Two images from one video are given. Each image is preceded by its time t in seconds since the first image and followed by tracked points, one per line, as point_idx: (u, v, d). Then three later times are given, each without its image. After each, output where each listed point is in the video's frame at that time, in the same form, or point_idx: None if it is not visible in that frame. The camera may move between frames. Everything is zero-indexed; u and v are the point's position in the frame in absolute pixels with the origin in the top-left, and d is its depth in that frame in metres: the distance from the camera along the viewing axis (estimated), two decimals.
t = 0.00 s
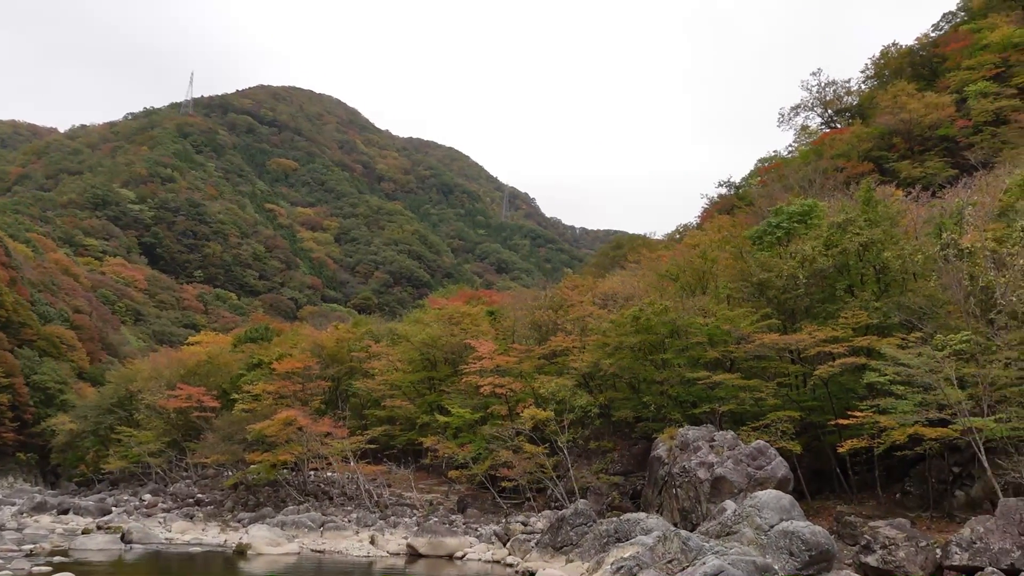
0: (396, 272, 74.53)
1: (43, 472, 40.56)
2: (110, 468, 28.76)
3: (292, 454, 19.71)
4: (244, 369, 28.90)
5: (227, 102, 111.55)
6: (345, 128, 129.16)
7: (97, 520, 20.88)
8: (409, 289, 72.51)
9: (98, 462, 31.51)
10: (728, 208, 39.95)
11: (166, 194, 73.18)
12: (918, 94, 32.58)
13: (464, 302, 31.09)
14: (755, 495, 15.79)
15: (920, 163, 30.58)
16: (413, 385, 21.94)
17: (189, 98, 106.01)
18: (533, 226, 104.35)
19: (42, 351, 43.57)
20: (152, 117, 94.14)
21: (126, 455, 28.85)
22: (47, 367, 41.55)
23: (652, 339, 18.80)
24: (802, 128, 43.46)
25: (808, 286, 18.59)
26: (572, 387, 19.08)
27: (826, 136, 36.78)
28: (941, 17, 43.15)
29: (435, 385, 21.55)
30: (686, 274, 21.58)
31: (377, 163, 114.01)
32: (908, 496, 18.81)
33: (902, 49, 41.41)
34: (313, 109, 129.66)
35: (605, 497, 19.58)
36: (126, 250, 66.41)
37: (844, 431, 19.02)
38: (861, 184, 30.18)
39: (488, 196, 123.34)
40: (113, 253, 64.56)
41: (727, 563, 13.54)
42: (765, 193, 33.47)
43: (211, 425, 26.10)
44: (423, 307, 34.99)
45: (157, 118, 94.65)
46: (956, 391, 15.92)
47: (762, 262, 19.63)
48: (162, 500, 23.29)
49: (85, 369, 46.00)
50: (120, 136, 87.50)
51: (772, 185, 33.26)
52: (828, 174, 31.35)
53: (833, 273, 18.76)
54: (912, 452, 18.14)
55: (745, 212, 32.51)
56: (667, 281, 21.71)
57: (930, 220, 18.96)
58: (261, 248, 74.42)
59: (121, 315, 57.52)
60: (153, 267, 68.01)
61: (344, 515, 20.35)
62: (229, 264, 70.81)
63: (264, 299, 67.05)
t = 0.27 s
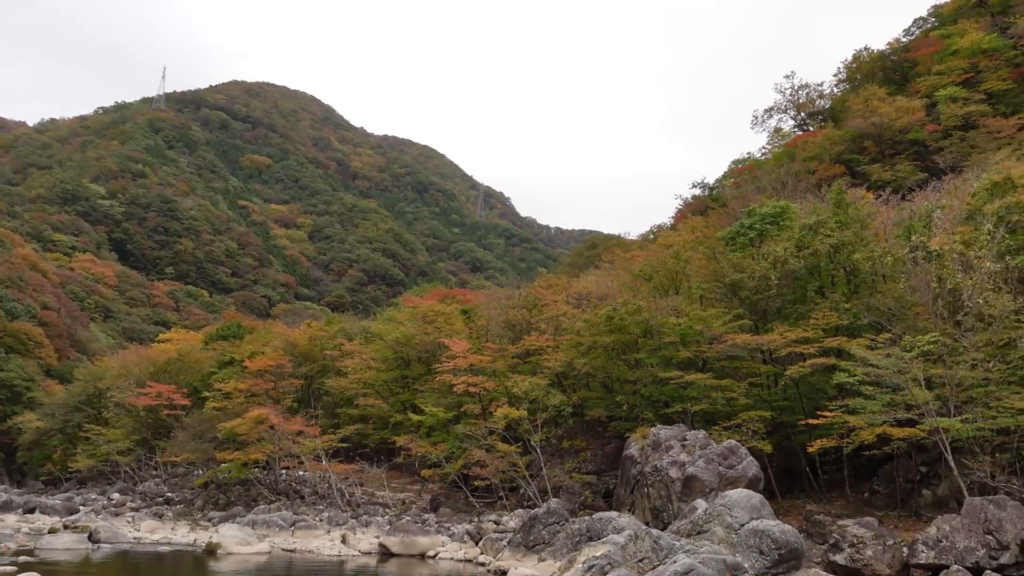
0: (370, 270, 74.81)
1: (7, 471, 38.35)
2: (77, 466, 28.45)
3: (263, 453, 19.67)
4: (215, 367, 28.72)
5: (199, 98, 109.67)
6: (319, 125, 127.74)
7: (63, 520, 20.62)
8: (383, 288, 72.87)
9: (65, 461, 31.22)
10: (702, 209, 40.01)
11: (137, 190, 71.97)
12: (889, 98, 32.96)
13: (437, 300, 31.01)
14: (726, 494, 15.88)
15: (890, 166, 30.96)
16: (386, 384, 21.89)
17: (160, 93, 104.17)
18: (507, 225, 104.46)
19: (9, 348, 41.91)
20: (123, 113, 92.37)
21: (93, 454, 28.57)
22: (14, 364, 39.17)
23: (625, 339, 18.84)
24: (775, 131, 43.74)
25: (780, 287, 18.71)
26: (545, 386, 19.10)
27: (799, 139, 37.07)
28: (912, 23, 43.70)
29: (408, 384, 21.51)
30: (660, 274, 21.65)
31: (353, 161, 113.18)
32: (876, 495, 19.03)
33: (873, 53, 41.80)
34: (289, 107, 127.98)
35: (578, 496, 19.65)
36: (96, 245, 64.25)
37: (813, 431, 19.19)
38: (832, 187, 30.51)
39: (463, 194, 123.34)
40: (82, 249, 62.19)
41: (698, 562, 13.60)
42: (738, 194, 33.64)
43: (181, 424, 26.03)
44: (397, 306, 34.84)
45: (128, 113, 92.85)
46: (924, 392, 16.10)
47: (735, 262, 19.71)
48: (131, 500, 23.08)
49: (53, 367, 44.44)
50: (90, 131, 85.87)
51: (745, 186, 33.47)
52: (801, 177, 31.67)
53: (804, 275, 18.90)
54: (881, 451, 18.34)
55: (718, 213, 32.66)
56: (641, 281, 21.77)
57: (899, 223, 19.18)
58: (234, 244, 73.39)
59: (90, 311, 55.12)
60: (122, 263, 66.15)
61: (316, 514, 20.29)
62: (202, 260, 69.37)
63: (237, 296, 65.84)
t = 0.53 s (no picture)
0: (348, 269, 73.57)
1: None
2: (47, 465, 28.12)
3: (237, 451, 19.61)
4: (189, 365, 28.69)
5: (175, 92, 107.93)
6: (296, 123, 126.57)
7: (32, 520, 20.39)
8: (360, 287, 71.07)
9: (35, 460, 30.96)
10: (678, 210, 39.84)
11: (110, 186, 70.73)
12: (863, 102, 33.26)
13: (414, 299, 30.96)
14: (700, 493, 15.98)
15: (864, 169, 31.28)
16: (362, 383, 21.90)
17: (135, 88, 102.78)
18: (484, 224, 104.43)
19: None
20: (98, 107, 90.91)
21: (64, 453, 28.24)
22: None
23: (602, 338, 18.91)
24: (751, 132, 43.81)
25: (755, 288, 18.83)
26: (521, 385, 19.14)
27: (775, 141, 37.24)
28: (886, 28, 44.28)
29: (384, 383, 21.50)
30: (636, 274, 21.67)
31: (329, 160, 112.51)
32: (847, 495, 19.18)
33: (848, 57, 42.19)
34: (265, 104, 126.27)
35: (553, 495, 19.70)
36: (68, 241, 63.14)
37: (787, 430, 19.34)
38: (806, 189, 30.67)
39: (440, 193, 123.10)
40: (54, 246, 61.02)
41: (671, 561, 13.65)
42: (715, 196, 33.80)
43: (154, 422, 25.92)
44: (374, 305, 34.65)
45: (102, 107, 91.33)
46: (895, 392, 16.23)
47: (710, 263, 19.82)
48: (102, 499, 22.88)
49: (22, 364, 43.47)
50: (62, 126, 84.61)
51: (721, 188, 33.59)
52: (775, 179, 31.81)
53: (778, 276, 19.04)
54: (853, 451, 18.51)
55: (694, 213, 32.80)
56: (617, 281, 21.81)
57: (872, 225, 19.38)
58: (209, 241, 72.67)
59: (61, 308, 54.13)
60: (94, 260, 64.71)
61: (290, 514, 20.24)
62: (176, 257, 68.49)
63: (212, 294, 65.18)
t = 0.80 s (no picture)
0: (326, 267, 72.91)
1: None
2: (20, 465, 27.79)
3: (212, 451, 19.58)
4: (165, 364, 28.82)
5: (152, 88, 106.25)
6: (274, 120, 125.43)
7: (4, 520, 20.19)
8: (338, 286, 70.93)
9: (7, 460, 30.65)
10: (657, 211, 39.88)
11: (85, 182, 69.37)
12: (841, 104, 33.51)
13: (393, 297, 30.85)
14: (676, 492, 16.05)
15: (840, 171, 31.56)
16: (339, 382, 21.90)
17: (111, 84, 101.42)
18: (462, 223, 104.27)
19: None
20: (73, 103, 89.48)
21: (37, 452, 27.92)
22: None
23: (580, 338, 18.96)
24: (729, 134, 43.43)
25: (732, 289, 18.91)
26: (499, 385, 19.16)
27: (752, 142, 37.16)
28: (863, 32, 44.75)
29: (362, 382, 21.48)
30: (615, 274, 21.68)
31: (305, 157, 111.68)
32: (822, 494, 19.31)
33: (826, 60, 42.49)
34: (243, 101, 124.45)
35: (531, 495, 19.72)
36: (41, 238, 62.06)
37: (763, 430, 19.45)
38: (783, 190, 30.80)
39: (418, 191, 122.80)
40: (27, 243, 59.97)
41: (647, 560, 13.70)
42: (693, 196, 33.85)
43: (129, 421, 25.85)
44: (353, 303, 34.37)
45: (78, 103, 89.90)
46: (870, 393, 16.36)
47: (688, 264, 19.89)
48: (75, 498, 22.69)
49: None
50: (35, 123, 83.43)
51: (700, 189, 33.65)
52: (753, 180, 31.81)
53: (755, 277, 19.16)
54: (828, 451, 18.65)
55: (673, 214, 32.92)
56: (596, 281, 21.84)
57: (848, 227, 19.53)
58: (185, 239, 71.88)
59: (34, 306, 53.12)
60: (69, 257, 63.16)
61: (267, 514, 20.18)
62: (152, 255, 67.72)
63: (189, 292, 64.65)
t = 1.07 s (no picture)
0: (302, 266, 73.96)
1: None
2: None
3: (187, 450, 19.52)
4: (139, 362, 28.49)
5: (127, 84, 104.08)
6: (251, 116, 123.62)
7: None
8: (315, 283, 72.39)
9: None
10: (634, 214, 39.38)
11: (59, 176, 66.91)
12: (817, 108, 33.92)
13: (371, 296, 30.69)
14: (652, 492, 16.13)
15: (816, 174, 31.86)
16: (316, 381, 21.89)
17: (86, 78, 99.33)
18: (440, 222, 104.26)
19: None
20: (46, 96, 87.38)
21: (6, 451, 27.45)
22: None
23: (557, 338, 19.01)
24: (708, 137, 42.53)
25: (709, 290, 19.00)
26: (477, 385, 19.18)
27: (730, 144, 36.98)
28: (839, 37, 45.41)
29: (339, 381, 21.44)
30: (593, 275, 21.72)
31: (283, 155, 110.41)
32: (796, 494, 19.45)
33: (803, 64, 42.82)
34: (220, 97, 122.36)
35: (507, 494, 19.73)
36: (13, 234, 59.75)
37: (738, 431, 19.58)
38: (760, 192, 30.89)
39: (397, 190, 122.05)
40: None
41: (623, 560, 13.75)
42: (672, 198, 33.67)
43: (101, 419, 25.52)
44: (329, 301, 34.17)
45: (52, 97, 87.81)
46: (844, 394, 16.51)
47: (665, 265, 19.95)
48: (45, 497, 22.38)
49: None
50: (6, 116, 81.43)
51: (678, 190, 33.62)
52: (731, 182, 31.69)
53: (732, 278, 19.28)
54: (802, 452, 18.80)
55: (651, 215, 32.98)
56: (574, 282, 21.84)
57: (824, 230, 19.70)
58: (161, 235, 70.23)
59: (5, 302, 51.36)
60: (42, 253, 61.18)
61: (241, 513, 20.06)
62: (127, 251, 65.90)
63: (164, 289, 63.52)
